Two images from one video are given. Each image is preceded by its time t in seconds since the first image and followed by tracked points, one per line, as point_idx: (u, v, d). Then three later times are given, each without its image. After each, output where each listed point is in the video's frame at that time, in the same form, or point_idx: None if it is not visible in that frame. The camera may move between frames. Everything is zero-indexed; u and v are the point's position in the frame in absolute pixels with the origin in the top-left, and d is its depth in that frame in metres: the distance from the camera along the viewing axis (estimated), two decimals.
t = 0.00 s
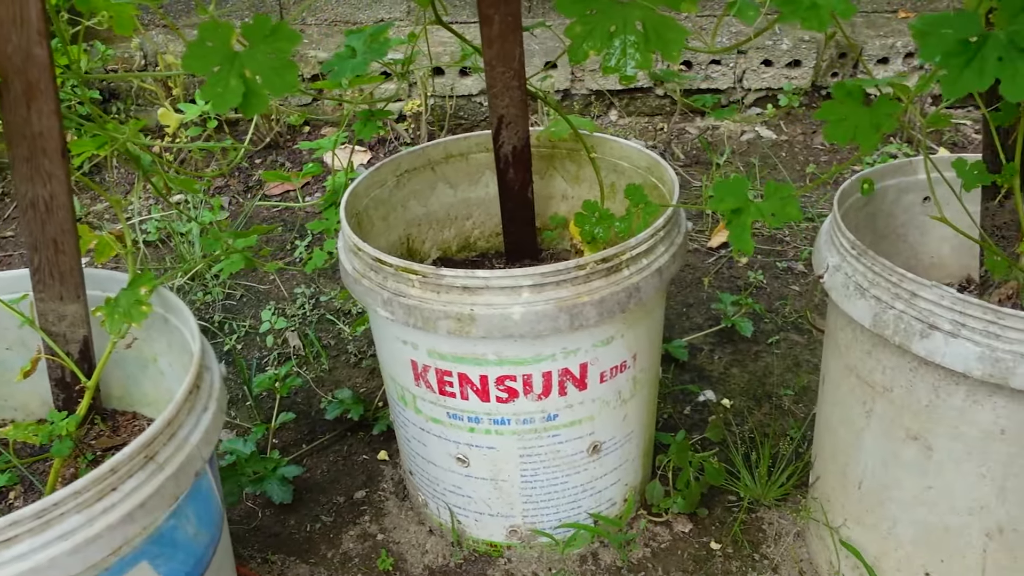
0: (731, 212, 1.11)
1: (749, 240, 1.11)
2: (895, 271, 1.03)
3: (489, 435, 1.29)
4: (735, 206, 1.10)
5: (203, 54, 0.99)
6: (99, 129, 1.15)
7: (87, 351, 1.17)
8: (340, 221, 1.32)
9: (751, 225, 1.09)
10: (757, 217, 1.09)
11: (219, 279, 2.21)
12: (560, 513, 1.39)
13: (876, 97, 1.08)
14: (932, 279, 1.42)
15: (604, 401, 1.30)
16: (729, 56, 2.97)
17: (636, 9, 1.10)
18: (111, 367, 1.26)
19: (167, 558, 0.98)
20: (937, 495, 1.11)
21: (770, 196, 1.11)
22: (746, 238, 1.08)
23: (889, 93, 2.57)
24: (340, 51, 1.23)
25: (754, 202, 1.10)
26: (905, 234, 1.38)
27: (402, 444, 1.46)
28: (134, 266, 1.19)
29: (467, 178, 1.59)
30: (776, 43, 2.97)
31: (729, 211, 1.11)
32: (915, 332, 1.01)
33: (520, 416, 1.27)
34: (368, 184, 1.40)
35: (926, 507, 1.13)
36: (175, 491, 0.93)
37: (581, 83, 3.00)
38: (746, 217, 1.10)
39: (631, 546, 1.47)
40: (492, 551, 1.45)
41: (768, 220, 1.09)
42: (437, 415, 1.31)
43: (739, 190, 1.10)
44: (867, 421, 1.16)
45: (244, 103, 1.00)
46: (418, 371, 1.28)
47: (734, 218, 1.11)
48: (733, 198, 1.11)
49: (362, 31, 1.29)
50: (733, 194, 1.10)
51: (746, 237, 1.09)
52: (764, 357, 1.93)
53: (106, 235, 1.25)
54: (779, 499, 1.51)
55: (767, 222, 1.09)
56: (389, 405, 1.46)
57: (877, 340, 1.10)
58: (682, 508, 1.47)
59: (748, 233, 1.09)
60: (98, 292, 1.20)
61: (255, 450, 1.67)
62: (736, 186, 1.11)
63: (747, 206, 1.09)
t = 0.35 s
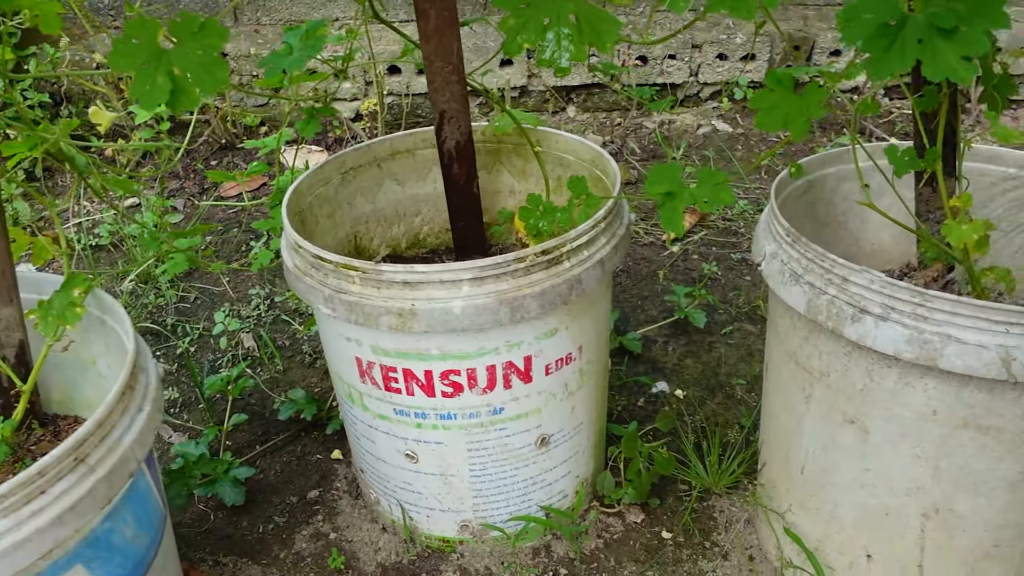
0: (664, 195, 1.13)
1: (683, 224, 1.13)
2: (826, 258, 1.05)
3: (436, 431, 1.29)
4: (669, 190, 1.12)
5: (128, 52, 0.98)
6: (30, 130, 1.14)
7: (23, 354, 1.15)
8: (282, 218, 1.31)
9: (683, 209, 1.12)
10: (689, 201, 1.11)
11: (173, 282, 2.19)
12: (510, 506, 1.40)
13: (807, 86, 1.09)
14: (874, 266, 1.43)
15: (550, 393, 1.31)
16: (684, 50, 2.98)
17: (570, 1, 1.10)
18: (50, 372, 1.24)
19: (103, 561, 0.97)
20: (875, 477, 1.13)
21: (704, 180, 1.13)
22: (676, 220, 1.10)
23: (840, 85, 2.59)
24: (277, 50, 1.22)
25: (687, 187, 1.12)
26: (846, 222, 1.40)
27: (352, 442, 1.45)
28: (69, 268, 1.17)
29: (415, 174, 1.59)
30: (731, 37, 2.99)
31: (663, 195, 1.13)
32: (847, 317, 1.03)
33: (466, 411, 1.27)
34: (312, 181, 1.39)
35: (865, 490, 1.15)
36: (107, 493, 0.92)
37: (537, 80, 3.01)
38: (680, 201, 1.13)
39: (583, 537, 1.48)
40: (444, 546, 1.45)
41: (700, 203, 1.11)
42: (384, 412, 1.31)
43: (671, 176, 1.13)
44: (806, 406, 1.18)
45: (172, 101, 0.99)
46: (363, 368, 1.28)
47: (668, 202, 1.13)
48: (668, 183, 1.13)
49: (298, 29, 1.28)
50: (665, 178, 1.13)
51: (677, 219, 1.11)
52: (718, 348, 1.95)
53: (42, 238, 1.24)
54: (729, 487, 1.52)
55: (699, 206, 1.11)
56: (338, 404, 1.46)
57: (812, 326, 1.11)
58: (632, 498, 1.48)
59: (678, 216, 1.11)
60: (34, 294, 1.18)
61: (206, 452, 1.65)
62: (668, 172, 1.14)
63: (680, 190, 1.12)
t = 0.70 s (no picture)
0: (605, 187, 1.12)
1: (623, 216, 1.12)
2: (764, 248, 1.06)
3: (384, 428, 1.29)
4: (608, 182, 1.11)
5: (55, 49, 0.97)
6: None
7: None
8: (224, 215, 1.29)
9: (624, 200, 1.10)
10: (630, 193, 1.10)
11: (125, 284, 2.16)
12: (461, 502, 1.40)
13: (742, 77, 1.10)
14: (818, 256, 1.45)
15: (497, 388, 1.31)
16: (642, 46, 2.99)
17: None
18: None
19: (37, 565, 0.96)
20: (816, 465, 1.14)
21: (643, 173, 1.13)
22: (619, 212, 1.09)
23: (794, 79, 2.61)
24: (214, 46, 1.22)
25: (627, 179, 1.12)
26: (790, 213, 1.41)
27: (302, 441, 1.44)
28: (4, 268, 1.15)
29: (364, 170, 1.58)
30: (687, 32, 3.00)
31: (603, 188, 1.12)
32: (783, 307, 1.04)
33: (413, 407, 1.26)
34: (257, 179, 1.38)
35: (807, 478, 1.16)
36: (38, 495, 0.91)
37: (496, 77, 3.00)
38: (620, 193, 1.12)
39: (536, 531, 1.48)
40: (397, 544, 1.45)
41: (641, 195, 1.10)
42: (331, 410, 1.30)
43: (611, 168, 1.12)
44: (749, 396, 1.19)
45: (101, 98, 0.98)
46: (309, 366, 1.27)
47: (609, 195, 1.12)
48: (607, 176, 1.12)
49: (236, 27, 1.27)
50: (605, 171, 1.12)
51: (619, 211, 1.10)
52: (673, 341, 1.96)
53: None
54: (681, 479, 1.53)
55: (641, 197, 1.10)
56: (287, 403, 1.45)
57: (752, 316, 1.12)
58: (584, 491, 1.49)
59: (621, 207, 1.10)
60: None
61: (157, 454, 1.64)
62: (607, 164, 1.13)
63: (619, 182, 1.11)
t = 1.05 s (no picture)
0: (547, 186, 1.12)
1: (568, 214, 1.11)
2: (703, 243, 1.06)
3: (333, 429, 1.28)
4: (551, 181, 1.11)
5: None
6: None
7: None
8: (167, 216, 1.27)
9: (568, 199, 1.10)
10: (573, 191, 1.10)
11: (78, 288, 2.13)
12: (414, 502, 1.39)
13: (680, 73, 1.11)
14: (766, 249, 1.46)
15: (447, 387, 1.30)
16: (600, 41, 2.99)
17: None
18: None
19: None
20: (761, 457, 1.15)
21: (586, 170, 1.12)
22: (562, 211, 1.09)
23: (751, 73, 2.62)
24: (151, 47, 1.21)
25: (570, 176, 1.12)
26: (737, 207, 1.42)
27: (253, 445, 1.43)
28: None
29: (313, 170, 1.57)
30: (646, 27, 3.00)
31: (546, 186, 1.12)
32: (723, 301, 1.05)
33: (361, 408, 1.26)
34: (202, 179, 1.36)
35: (752, 470, 1.17)
36: None
37: (455, 74, 2.99)
38: (563, 191, 1.12)
39: (491, 529, 1.48)
40: (351, 545, 1.45)
41: (584, 191, 1.10)
42: (280, 412, 1.29)
43: (554, 166, 1.12)
44: (695, 389, 1.19)
45: (30, 100, 0.97)
46: (256, 369, 1.26)
47: (552, 194, 1.12)
48: (551, 174, 1.12)
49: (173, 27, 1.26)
50: (548, 169, 1.12)
51: (563, 210, 1.10)
52: (630, 336, 1.96)
53: None
54: (635, 473, 1.54)
55: (584, 194, 1.10)
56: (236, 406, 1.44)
57: (694, 311, 1.13)
58: (538, 488, 1.49)
59: (564, 206, 1.10)
60: None
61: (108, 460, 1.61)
62: (550, 163, 1.13)
63: (563, 180, 1.11)
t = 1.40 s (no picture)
0: (488, 187, 1.11)
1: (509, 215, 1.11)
2: (643, 243, 1.07)
3: (279, 435, 1.27)
4: (491, 182, 1.11)
5: None
6: None
7: None
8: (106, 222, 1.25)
9: (508, 199, 1.10)
10: (513, 191, 1.10)
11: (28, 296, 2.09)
12: (364, 506, 1.39)
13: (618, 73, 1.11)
14: (714, 247, 1.46)
15: (394, 390, 1.30)
16: (559, 40, 2.99)
17: None
18: None
19: None
20: (705, 455, 1.15)
21: (526, 171, 1.13)
22: (502, 211, 1.08)
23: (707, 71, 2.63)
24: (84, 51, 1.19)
25: (510, 177, 1.12)
26: (683, 205, 1.42)
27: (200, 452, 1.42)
28: None
29: (260, 173, 1.55)
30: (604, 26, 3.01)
31: (487, 187, 1.12)
32: (663, 300, 1.05)
33: (307, 413, 1.25)
34: (144, 185, 1.34)
35: (698, 468, 1.17)
36: None
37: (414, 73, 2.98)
38: (504, 192, 1.11)
39: (444, 532, 1.48)
40: (302, 551, 1.43)
41: (524, 192, 1.10)
42: (225, 419, 1.28)
43: (494, 167, 1.12)
44: (640, 388, 1.19)
45: None
46: (199, 376, 1.24)
47: (493, 194, 1.11)
48: (491, 175, 1.12)
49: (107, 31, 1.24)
50: (488, 170, 1.12)
51: (503, 210, 1.09)
52: (586, 335, 1.96)
53: None
54: (589, 473, 1.54)
55: (524, 195, 1.10)
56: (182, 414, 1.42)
57: (637, 310, 1.13)
58: (491, 490, 1.49)
59: (504, 206, 1.09)
60: None
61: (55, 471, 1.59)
62: (491, 164, 1.13)
63: (503, 180, 1.11)
